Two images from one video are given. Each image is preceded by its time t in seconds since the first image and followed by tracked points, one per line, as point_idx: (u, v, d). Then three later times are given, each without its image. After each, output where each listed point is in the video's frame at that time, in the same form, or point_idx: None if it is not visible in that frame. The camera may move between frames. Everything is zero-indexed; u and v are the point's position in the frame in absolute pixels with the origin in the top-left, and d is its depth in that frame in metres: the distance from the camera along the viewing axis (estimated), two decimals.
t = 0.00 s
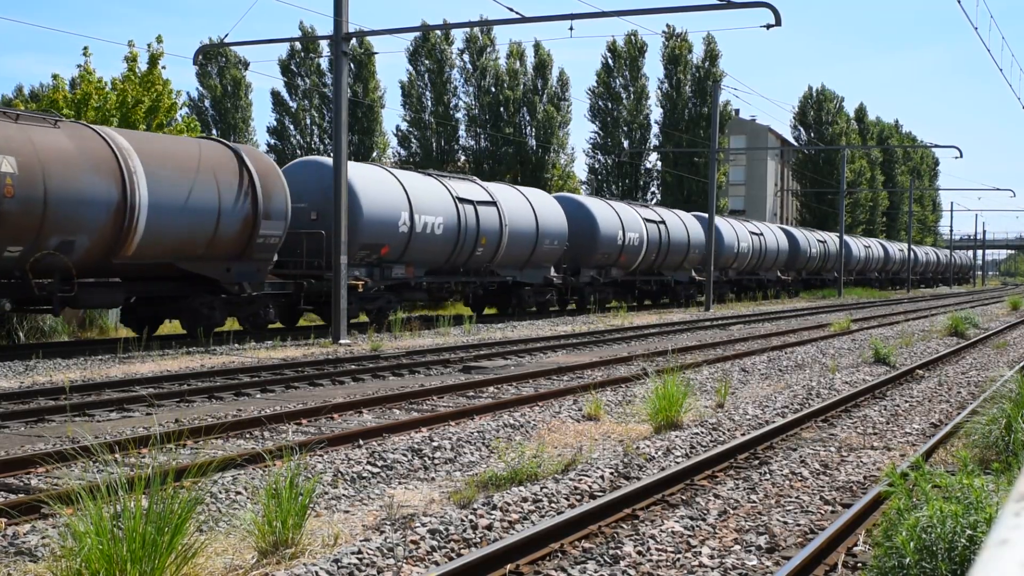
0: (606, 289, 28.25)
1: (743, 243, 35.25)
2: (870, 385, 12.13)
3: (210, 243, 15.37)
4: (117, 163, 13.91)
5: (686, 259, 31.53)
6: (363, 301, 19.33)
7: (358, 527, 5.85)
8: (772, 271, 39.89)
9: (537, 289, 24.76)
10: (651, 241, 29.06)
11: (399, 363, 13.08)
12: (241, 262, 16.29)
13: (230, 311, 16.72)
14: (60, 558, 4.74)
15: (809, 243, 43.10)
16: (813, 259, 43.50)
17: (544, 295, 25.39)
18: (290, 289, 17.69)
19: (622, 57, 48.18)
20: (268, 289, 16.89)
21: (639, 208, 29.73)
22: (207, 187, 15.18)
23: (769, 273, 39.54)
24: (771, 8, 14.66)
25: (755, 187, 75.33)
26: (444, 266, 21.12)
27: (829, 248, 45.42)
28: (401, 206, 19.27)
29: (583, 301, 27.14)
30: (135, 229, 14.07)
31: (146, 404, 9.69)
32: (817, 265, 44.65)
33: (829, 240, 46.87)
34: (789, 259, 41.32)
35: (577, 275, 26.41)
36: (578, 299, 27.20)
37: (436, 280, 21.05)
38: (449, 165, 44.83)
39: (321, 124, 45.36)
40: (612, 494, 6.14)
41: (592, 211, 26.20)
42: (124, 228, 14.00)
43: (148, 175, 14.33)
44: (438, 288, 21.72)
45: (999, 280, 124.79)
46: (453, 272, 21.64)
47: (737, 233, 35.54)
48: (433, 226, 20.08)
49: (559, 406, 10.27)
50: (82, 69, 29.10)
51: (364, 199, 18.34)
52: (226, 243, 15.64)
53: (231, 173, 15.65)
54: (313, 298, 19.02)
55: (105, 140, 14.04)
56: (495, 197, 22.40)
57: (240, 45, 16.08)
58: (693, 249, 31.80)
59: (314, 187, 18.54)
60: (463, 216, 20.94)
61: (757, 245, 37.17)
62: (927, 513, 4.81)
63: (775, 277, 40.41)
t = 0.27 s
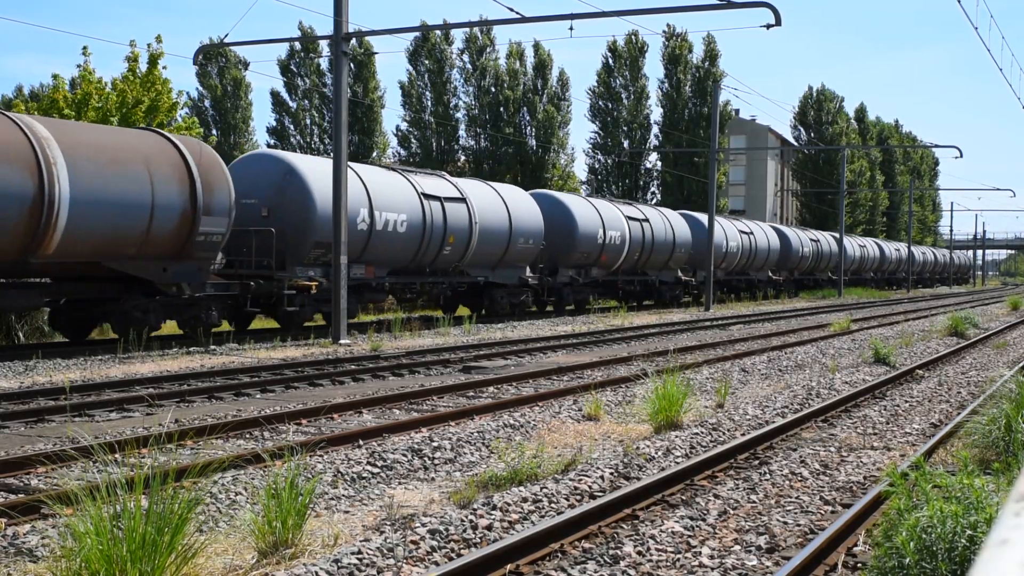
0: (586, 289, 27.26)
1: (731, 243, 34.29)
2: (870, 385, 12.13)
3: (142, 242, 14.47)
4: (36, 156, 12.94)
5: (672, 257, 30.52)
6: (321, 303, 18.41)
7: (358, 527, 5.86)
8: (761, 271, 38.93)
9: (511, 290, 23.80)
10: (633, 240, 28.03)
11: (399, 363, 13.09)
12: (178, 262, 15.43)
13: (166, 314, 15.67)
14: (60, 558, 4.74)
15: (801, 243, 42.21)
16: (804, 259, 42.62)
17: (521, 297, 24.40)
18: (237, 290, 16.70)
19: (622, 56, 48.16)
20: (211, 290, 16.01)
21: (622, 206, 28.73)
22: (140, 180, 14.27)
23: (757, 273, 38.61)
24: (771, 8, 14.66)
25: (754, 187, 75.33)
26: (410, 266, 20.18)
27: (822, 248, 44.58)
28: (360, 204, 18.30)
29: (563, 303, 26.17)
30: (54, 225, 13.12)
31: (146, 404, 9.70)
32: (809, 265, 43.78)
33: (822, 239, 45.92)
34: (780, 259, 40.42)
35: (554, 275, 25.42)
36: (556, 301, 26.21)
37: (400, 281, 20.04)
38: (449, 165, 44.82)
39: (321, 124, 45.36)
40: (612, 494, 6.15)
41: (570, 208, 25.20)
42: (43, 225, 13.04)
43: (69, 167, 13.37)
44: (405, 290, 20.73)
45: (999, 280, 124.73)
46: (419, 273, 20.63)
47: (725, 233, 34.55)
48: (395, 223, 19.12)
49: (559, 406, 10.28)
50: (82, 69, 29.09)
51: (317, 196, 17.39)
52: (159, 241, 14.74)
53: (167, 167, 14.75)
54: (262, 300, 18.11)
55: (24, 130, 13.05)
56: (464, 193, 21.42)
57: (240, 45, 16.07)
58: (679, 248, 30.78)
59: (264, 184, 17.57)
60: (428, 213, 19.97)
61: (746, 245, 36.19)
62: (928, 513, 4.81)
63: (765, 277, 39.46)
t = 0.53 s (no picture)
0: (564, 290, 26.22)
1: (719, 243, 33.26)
2: (870, 384, 12.13)
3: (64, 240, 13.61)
4: None
5: (656, 257, 29.44)
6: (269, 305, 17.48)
7: (358, 527, 5.85)
8: (751, 271, 37.89)
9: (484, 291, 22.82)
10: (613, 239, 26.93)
11: (399, 363, 13.09)
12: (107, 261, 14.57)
13: (94, 318, 14.63)
14: (60, 558, 4.74)
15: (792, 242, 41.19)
16: (796, 259, 41.63)
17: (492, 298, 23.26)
18: (173, 291, 15.69)
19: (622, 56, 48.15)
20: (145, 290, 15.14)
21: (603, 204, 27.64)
22: (60, 172, 13.44)
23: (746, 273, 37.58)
24: (771, 8, 14.67)
25: (754, 187, 75.34)
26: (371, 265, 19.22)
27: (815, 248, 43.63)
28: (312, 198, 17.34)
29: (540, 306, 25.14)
30: None
31: (146, 404, 9.69)
32: (801, 265, 42.81)
33: (815, 238, 44.91)
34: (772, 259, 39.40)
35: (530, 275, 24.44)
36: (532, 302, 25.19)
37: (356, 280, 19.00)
38: (449, 165, 44.84)
39: (321, 124, 45.39)
40: (612, 494, 6.15)
41: (547, 205, 24.16)
42: None
43: None
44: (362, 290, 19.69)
45: (999, 280, 124.66)
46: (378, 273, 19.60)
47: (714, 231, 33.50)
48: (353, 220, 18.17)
49: (559, 406, 10.28)
50: (82, 68, 29.15)
51: (264, 191, 16.42)
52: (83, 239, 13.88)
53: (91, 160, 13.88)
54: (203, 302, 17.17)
55: None
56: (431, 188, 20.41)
57: (240, 45, 16.07)
58: (664, 247, 29.69)
59: (207, 177, 16.55)
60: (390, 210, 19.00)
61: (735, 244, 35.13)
62: (927, 513, 4.81)
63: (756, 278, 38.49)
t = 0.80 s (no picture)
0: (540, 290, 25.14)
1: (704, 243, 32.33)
2: (870, 385, 12.13)
3: None
4: None
5: (639, 257, 28.41)
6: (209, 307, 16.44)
7: (358, 527, 5.85)
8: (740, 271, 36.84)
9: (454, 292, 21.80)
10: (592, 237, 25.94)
11: (399, 363, 13.09)
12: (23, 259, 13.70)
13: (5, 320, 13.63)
14: (61, 558, 4.74)
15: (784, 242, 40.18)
16: (788, 258, 40.66)
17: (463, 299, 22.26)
18: (100, 292, 14.65)
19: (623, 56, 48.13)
20: (68, 291, 14.20)
21: (583, 201, 26.65)
22: None
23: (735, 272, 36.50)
24: (771, 8, 14.67)
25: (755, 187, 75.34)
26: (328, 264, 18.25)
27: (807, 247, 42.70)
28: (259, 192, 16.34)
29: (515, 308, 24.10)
30: None
31: (146, 404, 9.69)
32: (794, 265, 41.86)
33: (807, 237, 43.97)
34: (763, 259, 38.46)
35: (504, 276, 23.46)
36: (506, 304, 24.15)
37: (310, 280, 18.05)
38: (449, 165, 44.83)
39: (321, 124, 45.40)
40: (612, 494, 6.15)
41: (521, 201, 23.17)
42: None
43: None
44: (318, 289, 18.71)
45: (999, 280, 124.69)
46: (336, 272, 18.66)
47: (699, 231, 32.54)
48: (306, 217, 17.25)
49: (559, 406, 10.28)
50: (82, 69, 29.15)
51: (206, 185, 15.43)
52: None
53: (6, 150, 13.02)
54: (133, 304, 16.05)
55: None
56: (393, 183, 19.42)
57: (240, 45, 16.07)
58: (647, 247, 28.64)
59: (144, 171, 15.47)
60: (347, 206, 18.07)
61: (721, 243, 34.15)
62: (927, 513, 4.81)
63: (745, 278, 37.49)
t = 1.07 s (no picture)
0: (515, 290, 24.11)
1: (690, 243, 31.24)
2: (870, 385, 12.13)
3: None
4: None
5: (620, 257, 27.34)
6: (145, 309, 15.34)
7: (358, 527, 5.85)
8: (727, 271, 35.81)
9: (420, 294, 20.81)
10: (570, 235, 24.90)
11: (399, 363, 13.09)
12: None
13: None
14: (61, 558, 4.74)
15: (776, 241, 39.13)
16: (780, 257, 39.66)
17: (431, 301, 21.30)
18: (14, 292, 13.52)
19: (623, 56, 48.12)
20: None
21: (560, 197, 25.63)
22: None
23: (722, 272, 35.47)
24: (772, 8, 14.67)
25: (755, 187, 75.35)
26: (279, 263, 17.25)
27: (799, 246, 41.77)
28: (199, 187, 15.24)
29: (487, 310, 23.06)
30: None
31: (146, 404, 9.70)
32: (786, 265, 40.92)
33: (800, 236, 43.09)
34: (754, 259, 37.55)
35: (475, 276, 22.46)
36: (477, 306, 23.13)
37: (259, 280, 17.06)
38: (449, 165, 44.83)
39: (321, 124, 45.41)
40: (612, 494, 6.15)
41: (493, 197, 22.14)
42: None
43: None
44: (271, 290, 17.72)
45: (999, 280, 124.75)
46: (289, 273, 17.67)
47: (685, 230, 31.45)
48: (253, 213, 16.16)
49: (559, 406, 10.28)
50: (82, 69, 29.16)
51: (137, 179, 14.30)
52: None
53: None
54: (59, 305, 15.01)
55: None
56: (352, 177, 18.36)
57: (240, 45, 16.09)
58: (629, 246, 27.55)
59: (70, 161, 14.34)
60: (300, 201, 17.04)
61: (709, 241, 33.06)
62: (927, 513, 4.81)
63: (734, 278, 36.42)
